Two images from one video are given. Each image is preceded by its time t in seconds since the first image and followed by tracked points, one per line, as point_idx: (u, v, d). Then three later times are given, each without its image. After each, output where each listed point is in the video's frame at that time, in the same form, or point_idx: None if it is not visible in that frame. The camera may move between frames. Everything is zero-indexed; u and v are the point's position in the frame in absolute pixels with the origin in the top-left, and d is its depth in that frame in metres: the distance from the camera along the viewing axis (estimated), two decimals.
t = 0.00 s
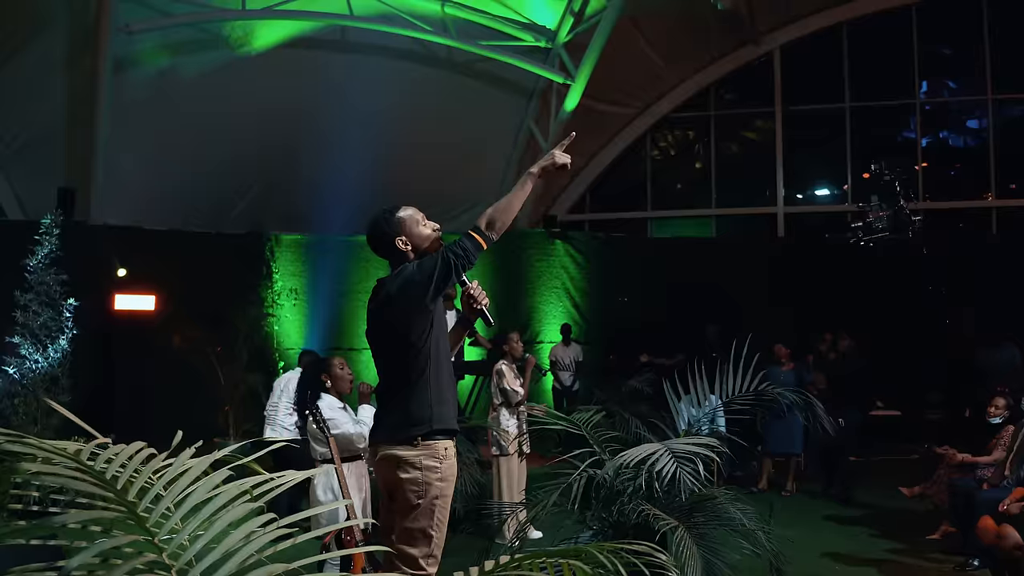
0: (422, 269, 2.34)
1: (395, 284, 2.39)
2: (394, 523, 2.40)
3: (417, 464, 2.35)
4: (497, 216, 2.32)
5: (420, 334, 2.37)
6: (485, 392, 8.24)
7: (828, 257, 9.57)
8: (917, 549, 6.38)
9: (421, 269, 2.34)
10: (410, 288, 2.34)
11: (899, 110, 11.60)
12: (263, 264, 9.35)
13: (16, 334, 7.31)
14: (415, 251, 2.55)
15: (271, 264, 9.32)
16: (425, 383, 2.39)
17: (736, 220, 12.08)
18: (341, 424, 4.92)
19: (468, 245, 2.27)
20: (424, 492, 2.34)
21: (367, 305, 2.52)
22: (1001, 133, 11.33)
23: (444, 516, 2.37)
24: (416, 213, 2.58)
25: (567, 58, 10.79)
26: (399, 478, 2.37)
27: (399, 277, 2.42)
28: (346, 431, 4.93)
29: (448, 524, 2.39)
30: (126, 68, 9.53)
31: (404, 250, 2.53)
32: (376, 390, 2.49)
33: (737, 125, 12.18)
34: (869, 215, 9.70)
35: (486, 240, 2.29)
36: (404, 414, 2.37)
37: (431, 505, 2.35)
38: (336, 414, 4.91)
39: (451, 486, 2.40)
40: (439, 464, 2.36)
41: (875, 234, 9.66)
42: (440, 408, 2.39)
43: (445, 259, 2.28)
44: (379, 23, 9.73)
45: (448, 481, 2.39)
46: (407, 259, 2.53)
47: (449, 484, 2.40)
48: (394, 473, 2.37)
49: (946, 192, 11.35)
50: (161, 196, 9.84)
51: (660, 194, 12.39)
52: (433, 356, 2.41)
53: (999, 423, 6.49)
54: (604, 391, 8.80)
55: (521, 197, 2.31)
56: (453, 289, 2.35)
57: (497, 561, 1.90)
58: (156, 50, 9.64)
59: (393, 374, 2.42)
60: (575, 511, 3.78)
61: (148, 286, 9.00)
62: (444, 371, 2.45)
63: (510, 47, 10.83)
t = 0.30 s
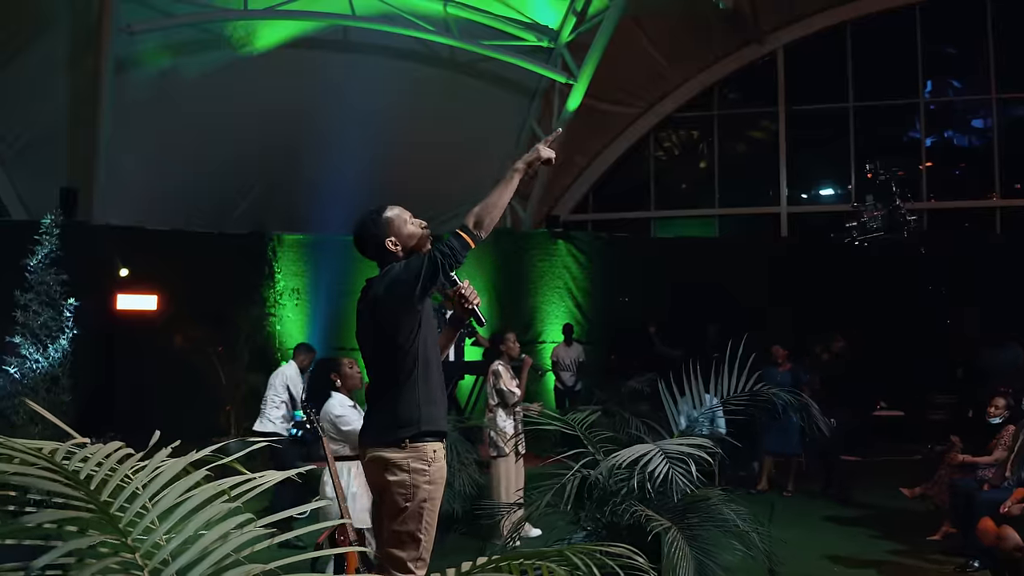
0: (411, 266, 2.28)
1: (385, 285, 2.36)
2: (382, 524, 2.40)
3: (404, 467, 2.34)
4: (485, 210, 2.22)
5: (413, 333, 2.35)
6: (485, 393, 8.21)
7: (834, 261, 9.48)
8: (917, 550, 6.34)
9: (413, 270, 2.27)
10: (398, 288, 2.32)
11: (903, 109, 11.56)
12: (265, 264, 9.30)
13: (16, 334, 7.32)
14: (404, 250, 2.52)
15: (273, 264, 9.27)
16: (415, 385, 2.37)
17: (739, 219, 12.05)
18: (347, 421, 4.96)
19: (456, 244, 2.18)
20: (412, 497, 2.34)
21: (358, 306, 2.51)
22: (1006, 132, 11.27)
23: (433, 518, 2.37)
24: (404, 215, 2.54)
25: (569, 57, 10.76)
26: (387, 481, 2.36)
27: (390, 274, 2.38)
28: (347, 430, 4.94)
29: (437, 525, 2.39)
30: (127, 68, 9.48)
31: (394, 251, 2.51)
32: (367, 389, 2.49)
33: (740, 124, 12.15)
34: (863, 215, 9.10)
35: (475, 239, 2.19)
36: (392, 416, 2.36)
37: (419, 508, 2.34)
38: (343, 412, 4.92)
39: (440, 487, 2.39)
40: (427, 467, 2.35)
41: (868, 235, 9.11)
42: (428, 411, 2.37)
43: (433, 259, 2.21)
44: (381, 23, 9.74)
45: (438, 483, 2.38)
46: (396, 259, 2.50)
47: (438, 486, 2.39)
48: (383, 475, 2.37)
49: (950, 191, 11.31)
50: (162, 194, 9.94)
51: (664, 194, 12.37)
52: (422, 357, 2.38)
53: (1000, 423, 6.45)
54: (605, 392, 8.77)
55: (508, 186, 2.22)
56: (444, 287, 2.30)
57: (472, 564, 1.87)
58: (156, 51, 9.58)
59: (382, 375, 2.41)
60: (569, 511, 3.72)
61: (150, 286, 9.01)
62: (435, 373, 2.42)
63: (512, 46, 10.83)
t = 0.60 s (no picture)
0: (410, 269, 2.25)
1: (382, 288, 2.35)
2: (380, 527, 2.39)
3: (402, 470, 2.33)
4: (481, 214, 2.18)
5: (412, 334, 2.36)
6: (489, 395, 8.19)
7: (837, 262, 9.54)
8: (923, 551, 6.31)
9: (413, 273, 2.23)
10: (398, 289, 2.28)
11: (912, 109, 11.52)
12: (272, 264, 9.34)
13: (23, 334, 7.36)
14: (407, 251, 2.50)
15: (280, 264, 9.31)
16: (412, 388, 2.37)
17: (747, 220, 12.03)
18: (357, 420, 5.20)
19: (456, 249, 2.15)
20: (409, 498, 2.33)
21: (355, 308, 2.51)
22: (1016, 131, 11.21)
23: (430, 520, 2.35)
24: (403, 216, 2.55)
25: (576, 57, 10.74)
26: (384, 484, 2.35)
27: (389, 276, 2.35)
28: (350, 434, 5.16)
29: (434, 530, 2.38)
30: (136, 70, 9.52)
31: (394, 252, 2.50)
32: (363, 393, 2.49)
33: (748, 125, 12.13)
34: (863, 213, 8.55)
35: (477, 246, 2.15)
36: (389, 418, 2.35)
37: (416, 510, 2.33)
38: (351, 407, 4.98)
39: (437, 490, 2.38)
40: (424, 469, 2.34)
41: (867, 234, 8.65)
42: (425, 415, 2.37)
43: (432, 262, 2.18)
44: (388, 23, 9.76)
45: (435, 486, 2.37)
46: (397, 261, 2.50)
47: (435, 489, 2.38)
48: (380, 478, 2.36)
49: (959, 191, 11.26)
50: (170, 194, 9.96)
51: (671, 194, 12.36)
52: (418, 361, 2.39)
53: (1006, 424, 6.42)
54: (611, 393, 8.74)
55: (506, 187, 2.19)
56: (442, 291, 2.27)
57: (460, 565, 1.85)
58: (165, 52, 9.61)
59: (380, 378, 2.41)
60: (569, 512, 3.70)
61: (158, 286, 9.04)
62: (431, 376, 2.43)
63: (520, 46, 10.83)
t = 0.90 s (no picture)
0: (420, 279, 2.32)
1: (386, 291, 2.37)
2: (377, 527, 2.39)
3: (398, 471, 2.32)
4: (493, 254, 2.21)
5: (412, 338, 2.37)
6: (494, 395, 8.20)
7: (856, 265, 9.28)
8: (927, 552, 6.29)
9: (421, 283, 2.30)
10: (401, 293, 2.33)
11: (919, 108, 11.48)
12: (279, 265, 9.39)
13: (29, 335, 7.40)
14: (411, 251, 2.53)
15: (287, 265, 9.37)
16: (407, 391, 2.36)
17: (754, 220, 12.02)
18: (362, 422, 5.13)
19: (467, 283, 2.22)
20: (406, 499, 2.32)
21: (355, 306, 2.53)
22: None
23: (427, 520, 2.35)
24: (405, 217, 2.54)
25: (582, 57, 10.73)
26: (381, 485, 2.35)
27: (395, 275, 2.40)
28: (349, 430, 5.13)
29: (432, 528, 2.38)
30: (142, 70, 9.64)
31: (395, 253, 2.52)
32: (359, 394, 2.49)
33: (755, 125, 12.12)
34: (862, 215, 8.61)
35: (488, 283, 2.22)
36: (386, 421, 2.35)
37: (413, 511, 2.33)
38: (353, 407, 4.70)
39: (434, 490, 2.38)
40: (421, 470, 2.33)
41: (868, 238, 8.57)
42: (419, 418, 2.36)
43: (445, 285, 2.25)
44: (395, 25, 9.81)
45: (431, 486, 2.36)
46: (400, 264, 2.51)
47: (432, 489, 2.37)
48: (376, 480, 2.35)
49: (966, 191, 11.24)
50: (176, 195, 9.96)
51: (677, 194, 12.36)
52: (417, 364, 2.38)
53: (1010, 425, 6.40)
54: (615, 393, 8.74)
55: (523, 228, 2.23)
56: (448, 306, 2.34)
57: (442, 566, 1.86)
58: (172, 53, 9.71)
59: (376, 381, 2.40)
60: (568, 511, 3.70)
61: (164, 287, 9.07)
62: (429, 378, 2.41)
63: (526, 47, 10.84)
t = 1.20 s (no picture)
0: (416, 283, 2.29)
1: (378, 292, 2.37)
2: (372, 525, 2.40)
3: (393, 472, 2.33)
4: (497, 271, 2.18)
5: (412, 339, 2.35)
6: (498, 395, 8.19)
7: (857, 264, 9.26)
8: (931, 552, 6.26)
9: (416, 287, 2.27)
10: (397, 293, 2.32)
11: (927, 108, 11.45)
12: (284, 265, 9.38)
13: (34, 335, 7.44)
14: (402, 253, 2.53)
15: (292, 265, 9.36)
16: (399, 394, 2.34)
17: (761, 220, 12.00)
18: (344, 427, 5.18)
19: (464, 289, 2.19)
20: (400, 500, 2.33)
21: (349, 305, 2.54)
22: None
23: (422, 518, 2.36)
24: (396, 218, 2.55)
25: (587, 57, 10.72)
26: (375, 485, 2.35)
27: (390, 276, 2.38)
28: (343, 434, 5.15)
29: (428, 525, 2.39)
30: (148, 71, 9.61)
31: (386, 253, 2.52)
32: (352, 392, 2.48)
33: (761, 124, 12.10)
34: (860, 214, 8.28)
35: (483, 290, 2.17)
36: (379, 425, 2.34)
37: (407, 510, 2.34)
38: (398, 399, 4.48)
39: (428, 488, 2.38)
40: (414, 469, 2.34)
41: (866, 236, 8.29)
42: (411, 420, 2.34)
43: (441, 289, 2.22)
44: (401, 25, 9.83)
45: (425, 484, 2.37)
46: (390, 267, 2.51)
47: (426, 486, 2.38)
48: (371, 479, 2.36)
49: (974, 190, 11.19)
50: (183, 196, 10.15)
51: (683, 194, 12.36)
52: (409, 366, 2.36)
53: (1015, 425, 6.36)
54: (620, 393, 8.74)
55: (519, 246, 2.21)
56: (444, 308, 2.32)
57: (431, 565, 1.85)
58: (178, 54, 9.66)
59: (369, 382, 2.39)
60: (567, 511, 3.69)
61: (170, 287, 9.11)
62: (421, 377, 2.40)
63: (531, 47, 10.85)
